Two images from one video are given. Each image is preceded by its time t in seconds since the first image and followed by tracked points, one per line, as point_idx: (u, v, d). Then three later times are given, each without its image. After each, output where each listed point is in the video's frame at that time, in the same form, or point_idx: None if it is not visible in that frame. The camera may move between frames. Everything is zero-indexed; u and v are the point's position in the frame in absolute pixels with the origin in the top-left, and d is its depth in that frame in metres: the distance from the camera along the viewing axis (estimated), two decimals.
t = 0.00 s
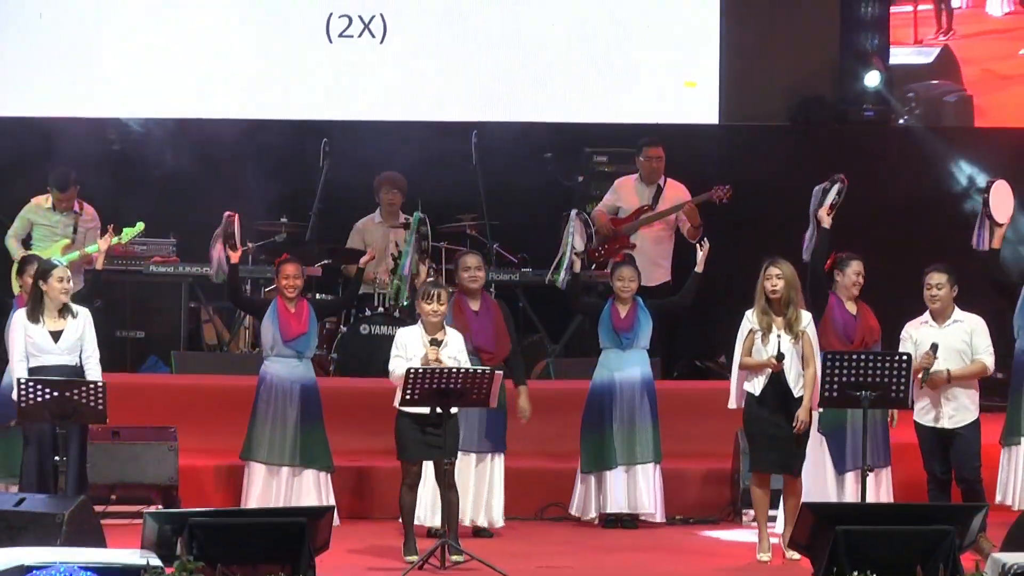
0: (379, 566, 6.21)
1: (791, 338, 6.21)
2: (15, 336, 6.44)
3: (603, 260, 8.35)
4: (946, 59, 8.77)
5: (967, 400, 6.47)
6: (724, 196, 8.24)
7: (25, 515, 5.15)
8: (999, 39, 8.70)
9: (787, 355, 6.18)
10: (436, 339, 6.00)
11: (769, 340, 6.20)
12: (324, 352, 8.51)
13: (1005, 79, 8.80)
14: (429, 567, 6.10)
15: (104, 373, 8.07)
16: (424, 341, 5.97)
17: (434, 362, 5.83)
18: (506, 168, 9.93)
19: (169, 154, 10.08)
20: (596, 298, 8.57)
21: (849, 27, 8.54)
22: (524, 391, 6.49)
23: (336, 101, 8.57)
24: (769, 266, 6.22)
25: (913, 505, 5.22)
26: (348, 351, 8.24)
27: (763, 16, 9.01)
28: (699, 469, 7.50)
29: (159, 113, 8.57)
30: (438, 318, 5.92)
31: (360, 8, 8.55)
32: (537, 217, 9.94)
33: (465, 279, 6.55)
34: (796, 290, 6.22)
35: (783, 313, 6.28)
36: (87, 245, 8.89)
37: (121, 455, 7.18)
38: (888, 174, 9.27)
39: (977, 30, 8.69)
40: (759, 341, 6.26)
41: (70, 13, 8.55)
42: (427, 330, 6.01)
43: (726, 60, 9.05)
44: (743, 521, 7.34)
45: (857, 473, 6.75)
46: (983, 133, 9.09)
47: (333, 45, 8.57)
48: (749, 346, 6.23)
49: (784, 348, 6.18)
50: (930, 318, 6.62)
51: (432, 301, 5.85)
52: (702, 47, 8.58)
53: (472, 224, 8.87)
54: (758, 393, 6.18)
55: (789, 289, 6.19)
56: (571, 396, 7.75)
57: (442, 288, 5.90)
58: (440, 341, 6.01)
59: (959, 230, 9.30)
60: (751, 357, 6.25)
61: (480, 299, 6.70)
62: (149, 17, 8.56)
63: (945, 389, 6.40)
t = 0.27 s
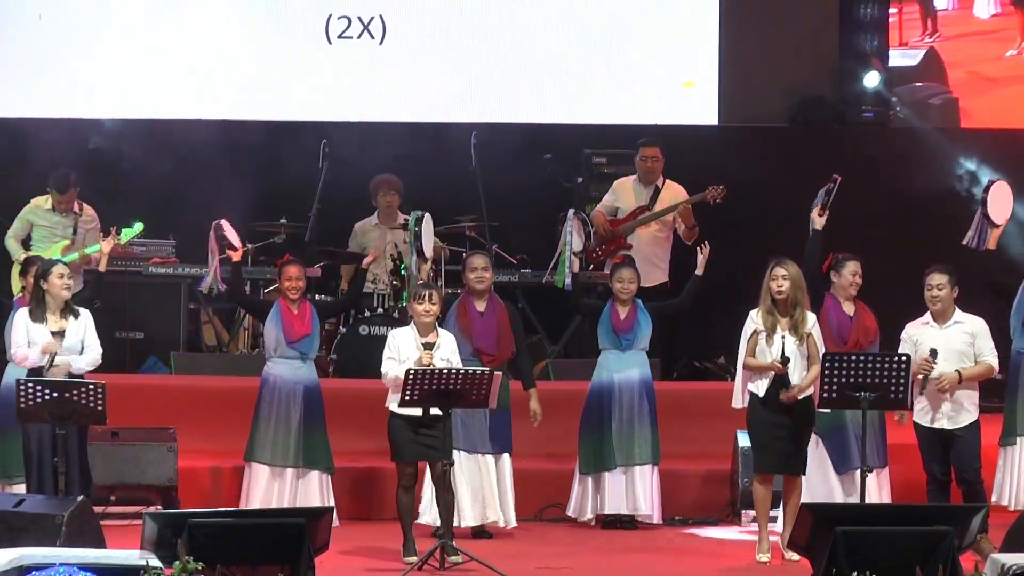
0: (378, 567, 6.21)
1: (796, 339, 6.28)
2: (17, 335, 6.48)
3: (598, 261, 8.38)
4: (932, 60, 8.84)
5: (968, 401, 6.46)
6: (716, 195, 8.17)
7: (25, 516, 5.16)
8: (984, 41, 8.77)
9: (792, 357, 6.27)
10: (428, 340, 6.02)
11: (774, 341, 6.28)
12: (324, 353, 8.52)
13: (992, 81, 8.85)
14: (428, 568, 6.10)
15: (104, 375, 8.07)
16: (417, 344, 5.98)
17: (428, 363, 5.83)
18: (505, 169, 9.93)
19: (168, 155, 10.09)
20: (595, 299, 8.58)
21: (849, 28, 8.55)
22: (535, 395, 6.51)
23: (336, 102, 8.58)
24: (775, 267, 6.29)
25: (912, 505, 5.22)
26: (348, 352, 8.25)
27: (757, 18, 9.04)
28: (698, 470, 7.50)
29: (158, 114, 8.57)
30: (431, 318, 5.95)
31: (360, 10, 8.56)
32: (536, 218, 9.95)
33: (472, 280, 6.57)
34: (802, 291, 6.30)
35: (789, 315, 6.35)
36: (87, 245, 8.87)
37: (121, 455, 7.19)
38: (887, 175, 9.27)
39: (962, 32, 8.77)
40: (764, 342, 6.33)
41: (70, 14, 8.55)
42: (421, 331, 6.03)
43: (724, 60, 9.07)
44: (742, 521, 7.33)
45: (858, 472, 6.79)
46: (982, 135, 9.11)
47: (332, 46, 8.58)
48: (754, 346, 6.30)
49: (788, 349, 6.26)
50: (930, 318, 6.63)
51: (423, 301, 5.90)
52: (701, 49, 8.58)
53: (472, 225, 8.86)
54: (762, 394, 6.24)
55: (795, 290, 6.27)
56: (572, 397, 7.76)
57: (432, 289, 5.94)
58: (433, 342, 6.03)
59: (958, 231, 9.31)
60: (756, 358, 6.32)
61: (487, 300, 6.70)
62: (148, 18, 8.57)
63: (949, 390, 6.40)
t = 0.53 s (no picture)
0: (379, 564, 6.22)
1: (798, 338, 6.33)
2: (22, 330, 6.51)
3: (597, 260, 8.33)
4: (926, 58, 9.08)
5: (972, 397, 6.50)
6: (710, 200, 8.13)
7: (25, 514, 5.16)
8: (977, 40, 9.02)
9: (795, 356, 6.32)
10: (426, 338, 6.03)
11: (777, 340, 6.33)
12: (324, 351, 8.52)
13: (985, 79, 9.09)
14: (428, 566, 6.11)
15: (104, 373, 8.07)
16: (414, 342, 5.98)
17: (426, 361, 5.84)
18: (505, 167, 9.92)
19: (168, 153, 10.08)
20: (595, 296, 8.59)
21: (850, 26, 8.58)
22: (518, 393, 6.62)
23: (336, 100, 8.57)
24: (779, 266, 6.33)
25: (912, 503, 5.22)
26: (348, 350, 8.25)
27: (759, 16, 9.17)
28: (698, 468, 7.51)
29: (159, 112, 8.57)
30: (427, 316, 5.94)
31: (360, 7, 8.55)
32: (537, 216, 9.94)
33: (472, 277, 6.56)
34: (805, 291, 6.34)
35: (791, 314, 6.40)
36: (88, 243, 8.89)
37: (122, 453, 7.19)
38: (889, 173, 9.24)
39: (953, 30, 9.03)
40: (767, 340, 6.38)
41: (71, 12, 8.55)
42: (420, 329, 6.03)
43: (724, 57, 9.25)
44: (743, 519, 7.33)
45: (856, 469, 6.79)
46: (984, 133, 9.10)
47: (332, 44, 8.56)
48: (758, 344, 6.36)
49: (791, 348, 6.32)
50: (935, 316, 6.65)
51: (418, 299, 5.89)
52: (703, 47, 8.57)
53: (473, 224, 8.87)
54: (764, 391, 6.31)
55: (797, 290, 6.32)
56: (572, 395, 7.76)
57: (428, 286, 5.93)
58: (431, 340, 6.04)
59: (958, 229, 9.31)
60: (759, 356, 6.37)
61: (487, 297, 6.70)
62: (148, 16, 8.56)
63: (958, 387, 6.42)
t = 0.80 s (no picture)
0: (379, 564, 6.22)
1: (798, 338, 6.36)
2: (25, 329, 6.49)
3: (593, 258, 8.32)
4: (916, 58, 8.90)
5: (976, 397, 6.49)
6: (703, 192, 7.98)
7: (25, 514, 5.17)
8: (968, 41, 8.84)
9: (795, 356, 6.34)
10: (425, 338, 6.04)
11: (777, 340, 6.36)
12: (324, 351, 8.52)
13: (977, 80, 8.92)
14: (427, 566, 6.11)
15: (104, 372, 8.07)
16: (414, 342, 5.99)
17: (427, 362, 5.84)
18: (504, 167, 9.91)
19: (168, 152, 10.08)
20: (595, 296, 8.53)
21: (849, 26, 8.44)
22: (517, 392, 6.64)
23: (336, 100, 8.57)
24: (779, 266, 6.34)
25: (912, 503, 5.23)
26: (348, 350, 8.25)
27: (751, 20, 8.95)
28: (698, 468, 7.51)
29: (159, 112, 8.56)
30: (427, 318, 5.96)
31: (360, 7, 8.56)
32: (537, 215, 9.94)
33: (467, 278, 6.57)
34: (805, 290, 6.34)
35: (792, 314, 6.43)
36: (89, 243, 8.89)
37: (122, 453, 7.19)
38: (889, 173, 9.26)
39: (944, 30, 8.83)
40: (767, 339, 6.42)
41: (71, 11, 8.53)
42: (419, 330, 6.04)
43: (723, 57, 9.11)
44: (743, 518, 7.33)
45: (856, 468, 6.82)
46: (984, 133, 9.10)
47: (332, 43, 8.57)
48: (758, 344, 6.39)
49: (790, 348, 6.35)
50: (939, 314, 6.64)
51: (417, 300, 5.89)
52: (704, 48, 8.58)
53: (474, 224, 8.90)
54: (763, 392, 6.33)
55: (798, 288, 6.32)
56: (572, 394, 7.76)
57: (427, 286, 5.92)
58: (430, 340, 6.05)
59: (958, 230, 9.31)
60: (759, 356, 6.41)
61: (484, 297, 6.73)
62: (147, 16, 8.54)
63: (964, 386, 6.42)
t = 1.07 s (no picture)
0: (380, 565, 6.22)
1: (799, 339, 6.38)
2: (27, 331, 6.50)
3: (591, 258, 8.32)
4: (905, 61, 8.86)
5: (982, 399, 6.48)
6: (698, 190, 7.89)
7: (25, 515, 5.17)
8: (958, 42, 8.72)
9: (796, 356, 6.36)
10: (430, 338, 6.03)
11: (778, 340, 6.38)
12: (325, 352, 8.51)
13: (965, 83, 8.77)
14: (428, 567, 6.11)
15: (105, 373, 8.07)
16: (419, 342, 5.98)
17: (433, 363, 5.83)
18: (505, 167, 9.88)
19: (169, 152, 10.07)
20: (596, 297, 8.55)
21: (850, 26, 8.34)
22: (517, 394, 6.63)
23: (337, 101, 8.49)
24: (781, 267, 6.37)
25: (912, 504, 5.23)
26: (349, 351, 8.25)
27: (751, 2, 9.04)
28: (698, 468, 7.51)
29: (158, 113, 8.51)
30: (431, 317, 5.95)
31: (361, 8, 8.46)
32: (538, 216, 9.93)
33: (463, 279, 6.56)
34: (807, 292, 6.37)
35: (793, 314, 6.45)
36: (90, 245, 8.89)
37: (122, 454, 7.20)
38: (892, 174, 9.24)
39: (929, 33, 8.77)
40: (768, 339, 6.43)
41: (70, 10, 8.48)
42: (424, 332, 6.03)
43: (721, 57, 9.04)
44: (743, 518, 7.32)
45: (855, 470, 6.82)
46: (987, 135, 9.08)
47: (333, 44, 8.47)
48: (759, 345, 6.41)
49: (792, 348, 6.36)
50: (945, 314, 6.62)
51: (422, 300, 5.86)
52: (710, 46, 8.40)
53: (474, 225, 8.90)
54: (764, 392, 6.35)
55: (800, 290, 6.35)
56: (571, 396, 7.78)
57: (432, 286, 5.90)
58: (435, 341, 6.04)
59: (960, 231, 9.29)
60: (760, 357, 6.42)
61: (481, 298, 6.72)
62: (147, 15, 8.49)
63: (970, 387, 6.40)
